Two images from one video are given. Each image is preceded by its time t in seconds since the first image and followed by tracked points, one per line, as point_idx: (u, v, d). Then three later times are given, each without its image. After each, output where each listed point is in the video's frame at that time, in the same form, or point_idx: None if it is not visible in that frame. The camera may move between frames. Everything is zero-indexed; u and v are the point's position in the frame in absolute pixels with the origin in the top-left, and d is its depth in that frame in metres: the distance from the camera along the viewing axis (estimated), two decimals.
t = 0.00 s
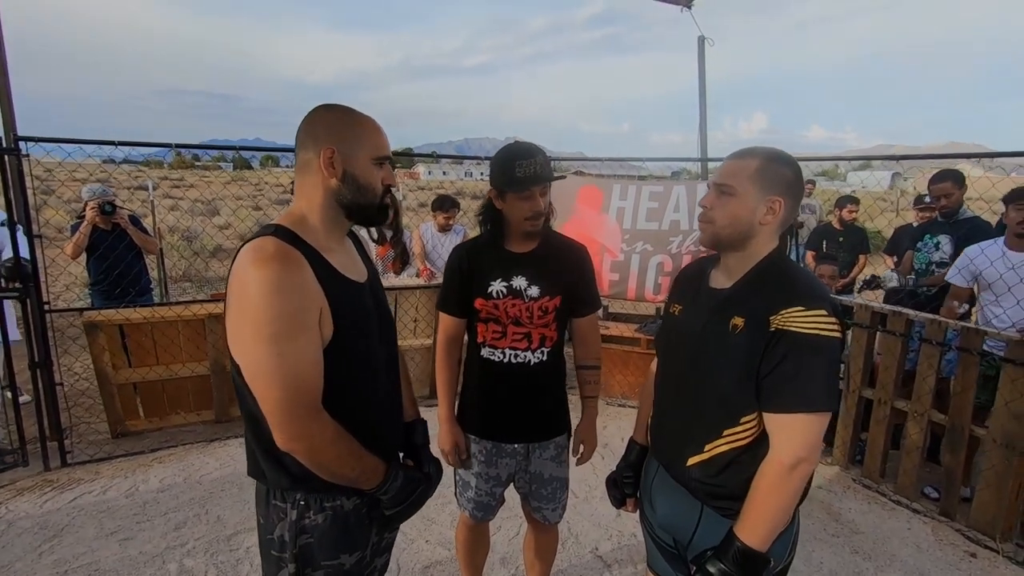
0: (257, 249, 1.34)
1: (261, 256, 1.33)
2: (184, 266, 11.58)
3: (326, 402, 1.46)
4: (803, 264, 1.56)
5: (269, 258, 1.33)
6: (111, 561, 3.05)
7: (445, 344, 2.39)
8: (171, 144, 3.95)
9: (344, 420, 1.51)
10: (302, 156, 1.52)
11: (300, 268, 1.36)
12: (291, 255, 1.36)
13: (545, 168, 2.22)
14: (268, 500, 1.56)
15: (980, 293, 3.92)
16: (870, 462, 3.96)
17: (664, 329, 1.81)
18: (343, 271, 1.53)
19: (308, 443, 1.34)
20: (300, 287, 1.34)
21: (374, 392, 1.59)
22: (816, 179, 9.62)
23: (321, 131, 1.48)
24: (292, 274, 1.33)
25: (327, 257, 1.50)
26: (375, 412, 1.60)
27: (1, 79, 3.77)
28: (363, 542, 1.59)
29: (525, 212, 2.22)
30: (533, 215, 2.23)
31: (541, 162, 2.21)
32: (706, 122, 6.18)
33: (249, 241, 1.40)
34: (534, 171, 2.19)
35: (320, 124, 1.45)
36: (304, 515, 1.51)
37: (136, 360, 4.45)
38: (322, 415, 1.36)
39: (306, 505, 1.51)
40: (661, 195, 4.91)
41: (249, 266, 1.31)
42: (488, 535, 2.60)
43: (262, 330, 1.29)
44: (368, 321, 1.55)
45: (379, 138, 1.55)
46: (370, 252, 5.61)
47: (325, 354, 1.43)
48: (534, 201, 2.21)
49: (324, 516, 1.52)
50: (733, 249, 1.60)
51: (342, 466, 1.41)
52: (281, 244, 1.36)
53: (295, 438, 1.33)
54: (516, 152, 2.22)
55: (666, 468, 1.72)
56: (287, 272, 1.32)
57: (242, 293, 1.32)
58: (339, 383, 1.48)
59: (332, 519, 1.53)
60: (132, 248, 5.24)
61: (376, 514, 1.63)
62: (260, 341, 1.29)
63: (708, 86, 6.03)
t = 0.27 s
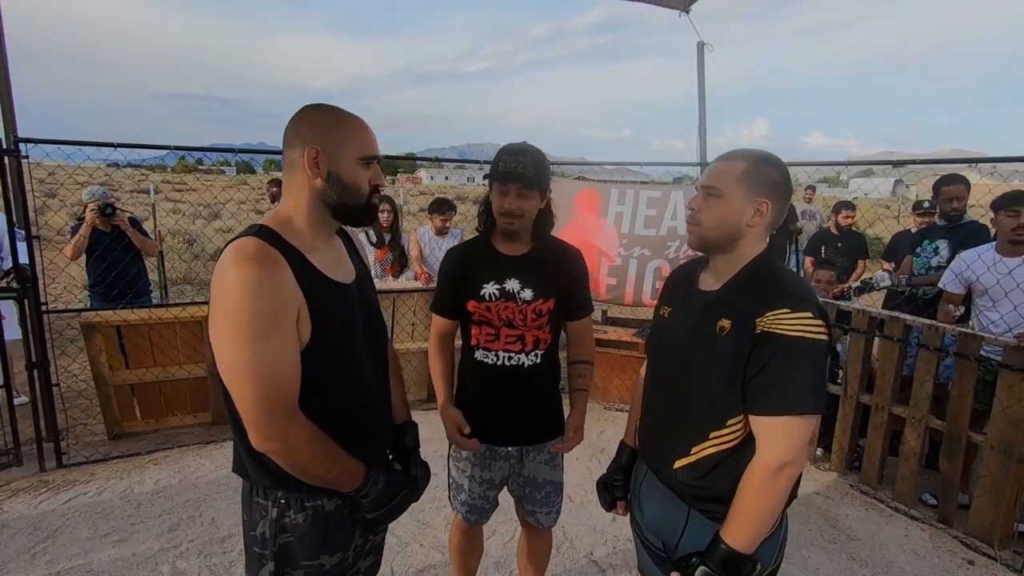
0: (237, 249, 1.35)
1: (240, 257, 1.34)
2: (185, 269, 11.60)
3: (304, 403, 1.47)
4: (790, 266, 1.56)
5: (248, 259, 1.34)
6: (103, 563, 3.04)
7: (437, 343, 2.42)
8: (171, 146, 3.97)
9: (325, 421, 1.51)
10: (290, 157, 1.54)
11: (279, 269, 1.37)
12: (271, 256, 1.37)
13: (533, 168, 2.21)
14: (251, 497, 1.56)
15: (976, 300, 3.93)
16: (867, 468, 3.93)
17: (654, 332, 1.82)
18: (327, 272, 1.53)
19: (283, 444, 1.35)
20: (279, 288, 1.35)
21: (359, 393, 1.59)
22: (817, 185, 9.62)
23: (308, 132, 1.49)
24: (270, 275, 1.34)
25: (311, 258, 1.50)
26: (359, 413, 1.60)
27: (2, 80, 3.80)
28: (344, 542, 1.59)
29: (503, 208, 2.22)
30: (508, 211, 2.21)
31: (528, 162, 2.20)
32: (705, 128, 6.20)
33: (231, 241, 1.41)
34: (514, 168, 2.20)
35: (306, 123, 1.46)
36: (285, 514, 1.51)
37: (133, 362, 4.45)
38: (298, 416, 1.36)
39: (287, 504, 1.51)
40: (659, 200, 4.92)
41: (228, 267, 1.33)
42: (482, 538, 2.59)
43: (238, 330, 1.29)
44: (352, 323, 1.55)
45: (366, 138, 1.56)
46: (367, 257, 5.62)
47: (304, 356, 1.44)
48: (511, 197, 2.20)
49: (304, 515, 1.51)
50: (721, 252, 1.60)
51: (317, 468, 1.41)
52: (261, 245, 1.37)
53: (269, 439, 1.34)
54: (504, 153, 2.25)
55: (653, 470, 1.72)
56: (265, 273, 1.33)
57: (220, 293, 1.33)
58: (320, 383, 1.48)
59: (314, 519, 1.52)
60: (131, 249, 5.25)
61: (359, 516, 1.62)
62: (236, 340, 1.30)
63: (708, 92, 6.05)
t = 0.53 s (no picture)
0: (224, 248, 1.36)
1: (227, 255, 1.34)
2: (192, 273, 11.67)
3: (290, 402, 1.46)
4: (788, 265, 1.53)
5: (234, 258, 1.35)
6: (104, 565, 3.04)
7: (435, 340, 2.37)
8: (175, 149, 4.00)
9: (311, 421, 1.51)
10: (282, 156, 1.54)
11: (264, 268, 1.37)
12: (257, 255, 1.37)
13: (541, 171, 2.19)
14: (241, 493, 1.55)
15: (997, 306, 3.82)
16: (875, 474, 3.88)
17: (652, 333, 1.80)
18: (319, 272, 1.53)
19: (264, 442, 1.34)
20: (264, 287, 1.35)
21: (349, 394, 1.59)
22: (824, 188, 9.55)
23: (300, 131, 1.49)
24: (255, 273, 1.34)
25: (302, 257, 1.50)
26: (349, 414, 1.59)
27: (9, 85, 3.84)
28: (333, 544, 1.57)
29: (508, 208, 2.20)
30: (513, 212, 2.19)
31: (536, 165, 2.18)
32: (710, 130, 6.17)
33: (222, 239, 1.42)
34: (522, 169, 2.17)
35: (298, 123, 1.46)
36: (272, 512, 1.50)
37: (137, 364, 4.47)
38: (281, 415, 1.36)
39: (275, 503, 1.50)
40: (662, 202, 4.89)
41: (213, 265, 1.33)
42: (481, 542, 2.56)
43: (221, 326, 1.30)
44: (344, 324, 1.55)
45: (358, 136, 1.55)
46: (372, 263, 5.63)
47: (289, 355, 1.43)
48: (517, 199, 2.18)
49: (291, 515, 1.50)
50: (718, 252, 1.58)
51: (298, 468, 1.40)
52: (249, 244, 1.38)
53: (251, 437, 1.33)
54: (512, 153, 2.22)
55: (649, 472, 1.69)
56: (250, 271, 1.33)
57: (206, 290, 1.34)
58: (308, 383, 1.48)
59: (301, 519, 1.51)
60: (137, 252, 5.29)
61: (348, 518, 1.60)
62: (219, 336, 1.30)
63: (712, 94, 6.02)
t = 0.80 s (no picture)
0: (208, 256, 1.35)
1: (210, 263, 1.33)
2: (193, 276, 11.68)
3: (275, 411, 1.44)
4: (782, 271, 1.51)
5: (218, 265, 1.33)
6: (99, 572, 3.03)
7: (430, 347, 2.36)
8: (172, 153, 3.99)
9: (296, 431, 1.49)
10: (269, 163, 1.52)
11: (248, 275, 1.35)
12: (241, 263, 1.36)
13: (534, 174, 2.17)
14: (227, 503, 1.54)
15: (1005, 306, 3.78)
16: (876, 478, 3.84)
17: (645, 340, 1.78)
18: (306, 279, 1.51)
19: (246, 452, 1.32)
20: (247, 295, 1.33)
21: (337, 403, 1.57)
22: (825, 189, 9.52)
23: (286, 138, 1.48)
24: (238, 280, 1.33)
25: (288, 265, 1.48)
26: (337, 424, 1.58)
27: (6, 90, 3.84)
28: (319, 555, 1.55)
29: (501, 211, 2.18)
30: (506, 216, 2.17)
31: (528, 168, 2.16)
32: (709, 131, 6.15)
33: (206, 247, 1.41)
34: (514, 173, 2.15)
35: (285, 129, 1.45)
36: (256, 523, 1.48)
37: (134, 368, 4.46)
38: (264, 424, 1.34)
39: (260, 513, 1.48)
40: (661, 203, 4.86)
41: (197, 273, 1.32)
42: (477, 549, 2.54)
43: (203, 334, 1.28)
44: (332, 332, 1.53)
45: (345, 142, 1.54)
46: (370, 266, 5.61)
47: (274, 363, 1.42)
48: (509, 202, 2.16)
49: (277, 526, 1.49)
50: (710, 258, 1.56)
51: (282, 478, 1.38)
52: (233, 252, 1.36)
53: (233, 446, 1.31)
54: (506, 156, 2.21)
55: (641, 481, 1.67)
56: (233, 277, 1.32)
57: (189, 297, 1.32)
58: (294, 393, 1.46)
59: (287, 530, 1.49)
60: (135, 256, 5.28)
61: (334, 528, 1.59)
62: (201, 344, 1.28)
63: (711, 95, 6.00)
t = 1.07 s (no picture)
0: (204, 281, 1.34)
1: (207, 288, 1.33)
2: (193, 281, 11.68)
3: (271, 436, 1.44)
4: (778, 294, 1.52)
5: (215, 291, 1.33)
6: None
7: (436, 364, 2.35)
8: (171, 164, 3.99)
9: (294, 455, 1.49)
10: (266, 188, 1.53)
11: (245, 301, 1.35)
12: (239, 288, 1.36)
13: (530, 192, 2.17)
14: (223, 529, 1.54)
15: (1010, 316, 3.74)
16: (876, 487, 3.84)
17: (642, 359, 1.78)
18: (302, 302, 1.51)
19: (244, 479, 1.32)
20: (244, 321, 1.33)
21: (334, 426, 1.57)
22: (825, 192, 9.51)
23: (283, 163, 1.49)
24: (235, 306, 1.32)
25: (285, 289, 1.49)
26: (334, 447, 1.58)
27: (6, 102, 3.85)
28: None
29: (498, 229, 2.18)
30: (503, 233, 2.17)
31: (525, 186, 2.16)
32: (708, 137, 6.15)
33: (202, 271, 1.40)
34: (511, 191, 2.16)
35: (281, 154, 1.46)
36: (253, 548, 1.48)
37: (134, 379, 4.46)
38: (261, 450, 1.34)
39: (257, 539, 1.49)
40: (660, 211, 4.84)
41: (193, 299, 1.31)
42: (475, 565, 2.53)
43: (200, 361, 1.28)
44: (328, 356, 1.53)
45: (341, 166, 1.54)
46: (370, 275, 5.59)
47: (271, 388, 1.41)
48: (506, 220, 2.16)
49: (274, 551, 1.49)
50: (706, 280, 1.56)
51: (280, 504, 1.38)
52: (230, 277, 1.36)
53: (231, 474, 1.31)
54: (503, 173, 2.21)
55: (639, 502, 1.67)
56: (230, 304, 1.32)
57: (185, 323, 1.32)
58: (291, 417, 1.46)
59: (285, 555, 1.50)
60: (134, 265, 5.29)
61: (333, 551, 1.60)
62: (198, 371, 1.28)
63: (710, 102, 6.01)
